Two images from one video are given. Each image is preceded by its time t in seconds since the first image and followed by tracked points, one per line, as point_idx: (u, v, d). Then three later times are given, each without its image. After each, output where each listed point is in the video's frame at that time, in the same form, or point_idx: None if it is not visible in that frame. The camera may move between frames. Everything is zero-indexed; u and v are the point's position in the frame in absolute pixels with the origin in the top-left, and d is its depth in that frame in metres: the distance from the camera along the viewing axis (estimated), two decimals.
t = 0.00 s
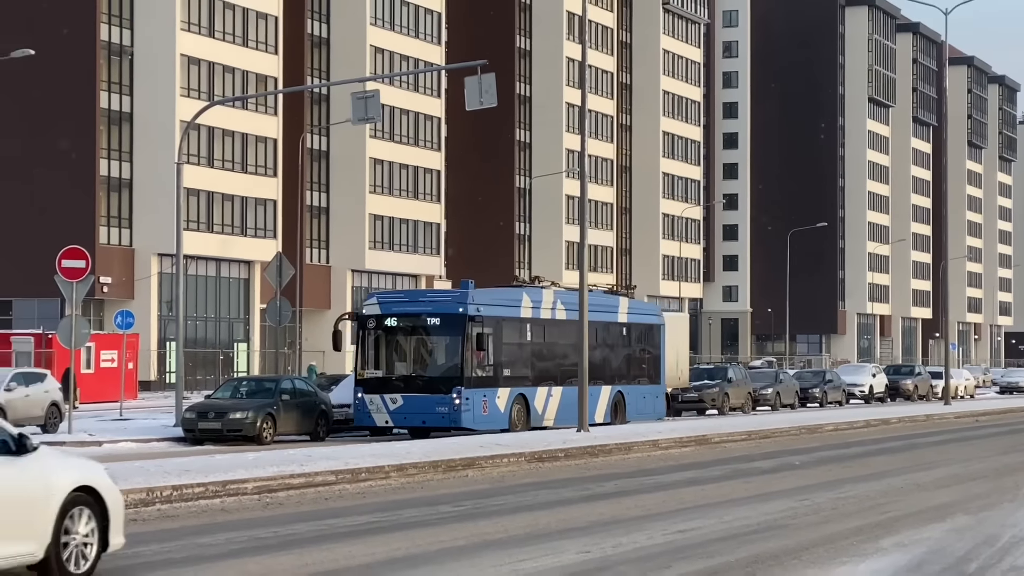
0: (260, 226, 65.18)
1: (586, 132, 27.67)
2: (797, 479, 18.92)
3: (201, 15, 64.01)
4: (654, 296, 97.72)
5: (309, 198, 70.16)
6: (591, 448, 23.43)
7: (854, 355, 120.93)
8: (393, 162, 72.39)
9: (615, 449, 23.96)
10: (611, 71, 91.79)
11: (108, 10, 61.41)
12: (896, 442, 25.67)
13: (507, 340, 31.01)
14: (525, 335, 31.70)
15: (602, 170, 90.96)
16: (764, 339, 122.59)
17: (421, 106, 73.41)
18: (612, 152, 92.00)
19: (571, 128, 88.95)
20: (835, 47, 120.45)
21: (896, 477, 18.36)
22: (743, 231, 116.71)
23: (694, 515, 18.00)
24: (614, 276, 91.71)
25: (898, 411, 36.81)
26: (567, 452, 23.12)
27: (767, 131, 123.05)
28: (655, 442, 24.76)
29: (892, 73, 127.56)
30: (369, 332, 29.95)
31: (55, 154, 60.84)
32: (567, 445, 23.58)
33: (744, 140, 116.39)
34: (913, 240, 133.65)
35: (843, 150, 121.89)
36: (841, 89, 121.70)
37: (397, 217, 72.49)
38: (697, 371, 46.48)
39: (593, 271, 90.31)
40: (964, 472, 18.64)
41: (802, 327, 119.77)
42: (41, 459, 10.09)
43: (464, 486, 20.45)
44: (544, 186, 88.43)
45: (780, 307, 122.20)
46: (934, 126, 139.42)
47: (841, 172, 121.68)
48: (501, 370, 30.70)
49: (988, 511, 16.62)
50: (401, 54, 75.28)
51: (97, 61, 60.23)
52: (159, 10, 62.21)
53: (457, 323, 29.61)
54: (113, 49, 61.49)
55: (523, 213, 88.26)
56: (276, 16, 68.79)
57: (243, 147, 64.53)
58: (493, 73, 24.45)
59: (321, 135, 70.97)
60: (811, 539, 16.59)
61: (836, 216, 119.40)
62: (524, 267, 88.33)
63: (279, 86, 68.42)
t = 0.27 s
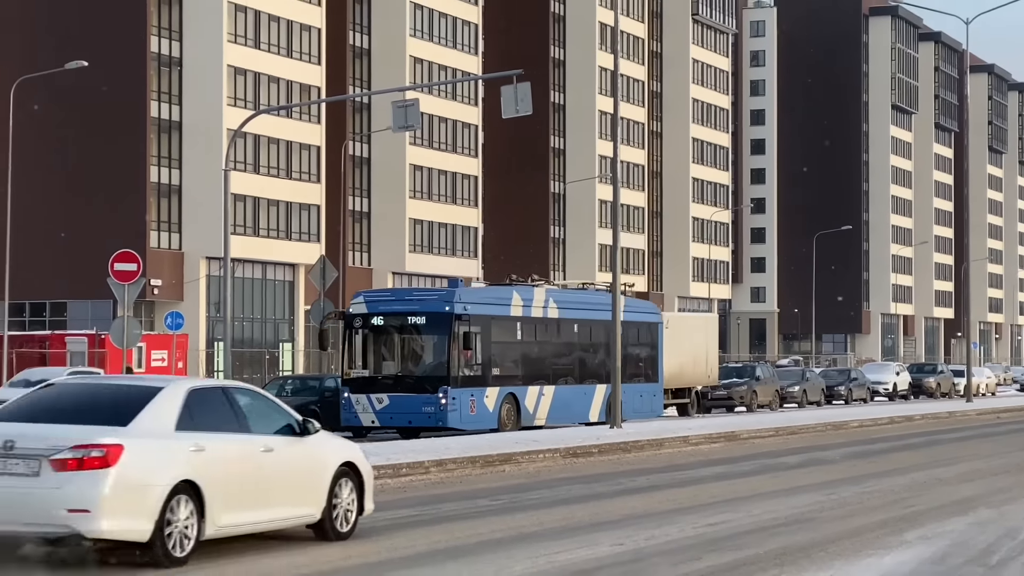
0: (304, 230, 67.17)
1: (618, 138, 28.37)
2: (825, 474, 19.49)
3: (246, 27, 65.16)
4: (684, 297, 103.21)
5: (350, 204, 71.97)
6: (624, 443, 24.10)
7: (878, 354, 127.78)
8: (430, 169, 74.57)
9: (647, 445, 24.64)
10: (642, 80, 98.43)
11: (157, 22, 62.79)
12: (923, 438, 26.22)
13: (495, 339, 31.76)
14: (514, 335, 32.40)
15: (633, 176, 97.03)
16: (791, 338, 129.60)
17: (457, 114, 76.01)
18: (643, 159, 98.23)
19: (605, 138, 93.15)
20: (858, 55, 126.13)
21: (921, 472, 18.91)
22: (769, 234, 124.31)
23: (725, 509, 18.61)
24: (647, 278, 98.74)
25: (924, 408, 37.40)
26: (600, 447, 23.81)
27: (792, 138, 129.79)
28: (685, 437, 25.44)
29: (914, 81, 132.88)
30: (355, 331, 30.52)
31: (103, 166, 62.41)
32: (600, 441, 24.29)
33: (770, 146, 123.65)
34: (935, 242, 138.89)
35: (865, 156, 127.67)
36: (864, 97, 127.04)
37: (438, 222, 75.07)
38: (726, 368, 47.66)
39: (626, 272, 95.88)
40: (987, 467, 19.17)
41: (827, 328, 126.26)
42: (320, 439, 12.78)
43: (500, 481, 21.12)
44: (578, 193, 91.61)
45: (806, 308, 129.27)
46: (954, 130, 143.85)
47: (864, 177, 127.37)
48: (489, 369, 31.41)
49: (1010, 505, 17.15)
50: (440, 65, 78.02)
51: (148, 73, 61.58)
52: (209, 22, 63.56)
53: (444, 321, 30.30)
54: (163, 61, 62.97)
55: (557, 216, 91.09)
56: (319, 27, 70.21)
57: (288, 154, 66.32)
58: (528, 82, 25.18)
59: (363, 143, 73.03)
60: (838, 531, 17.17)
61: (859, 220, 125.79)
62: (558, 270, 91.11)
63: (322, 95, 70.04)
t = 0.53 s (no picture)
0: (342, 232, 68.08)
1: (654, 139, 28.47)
2: (859, 473, 19.70)
3: (287, 32, 65.91)
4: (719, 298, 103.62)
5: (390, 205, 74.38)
6: (659, 442, 24.36)
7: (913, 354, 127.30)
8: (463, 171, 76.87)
9: (682, 444, 24.89)
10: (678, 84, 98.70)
11: (200, 29, 63.69)
12: (957, 437, 26.34)
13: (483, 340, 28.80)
14: (504, 334, 29.58)
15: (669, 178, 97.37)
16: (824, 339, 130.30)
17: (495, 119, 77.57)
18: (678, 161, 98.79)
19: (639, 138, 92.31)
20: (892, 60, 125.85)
21: (955, 471, 19.10)
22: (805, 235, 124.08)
23: (760, 507, 18.85)
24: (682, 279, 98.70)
25: (959, 408, 37.34)
26: (637, 446, 24.08)
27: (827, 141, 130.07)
28: (720, 436, 25.67)
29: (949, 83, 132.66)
30: (338, 333, 27.02)
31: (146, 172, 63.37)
32: (636, 441, 24.58)
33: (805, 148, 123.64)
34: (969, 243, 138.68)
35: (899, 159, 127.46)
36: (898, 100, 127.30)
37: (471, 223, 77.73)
38: (761, 368, 47.80)
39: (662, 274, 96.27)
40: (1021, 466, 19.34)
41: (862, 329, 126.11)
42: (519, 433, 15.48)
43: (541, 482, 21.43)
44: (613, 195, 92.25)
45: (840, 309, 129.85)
46: (987, 132, 143.96)
47: (898, 179, 127.45)
48: (477, 370, 28.45)
49: None
50: (476, 69, 78.61)
51: (191, 79, 62.49)
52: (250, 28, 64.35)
53: (427, 322, 27.07)
54: (207, 66, 63.86)
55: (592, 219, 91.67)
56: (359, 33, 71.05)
57: (328, 158, 67.50)
58: (564, 85, 25.46)
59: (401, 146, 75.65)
60: (872, 529, 17.38)
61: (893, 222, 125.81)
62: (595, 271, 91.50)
63: (361, 100, 70.72)
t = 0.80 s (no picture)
0: (385, 235, 69.35)
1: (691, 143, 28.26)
2: (895, 472, 19.91)
3: (329, 40, 66.46)
4: (755, 299, 104.06)
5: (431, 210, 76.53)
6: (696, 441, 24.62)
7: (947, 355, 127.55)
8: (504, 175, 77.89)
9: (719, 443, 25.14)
10: (713, 88, 99.06)
11: (246, 36, 64.47)
12: (992, 436, 26.49)
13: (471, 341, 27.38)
14: (492, 335, 27.94)
15: (702, 180, 96.98)
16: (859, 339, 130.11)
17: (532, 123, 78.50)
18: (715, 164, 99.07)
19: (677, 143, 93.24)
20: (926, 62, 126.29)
21: (991, 470, 19.29)
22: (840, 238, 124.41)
23: (796, 506, 19.11)
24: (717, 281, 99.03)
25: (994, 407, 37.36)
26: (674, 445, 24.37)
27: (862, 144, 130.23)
28: (756, 436, 25.92)
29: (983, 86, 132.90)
30: (320, 332, 26.42)
31: (192, 178, 64.27)
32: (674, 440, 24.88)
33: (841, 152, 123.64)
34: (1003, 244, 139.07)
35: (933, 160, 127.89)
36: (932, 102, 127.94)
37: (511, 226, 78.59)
38: (796, 368, 47.87)
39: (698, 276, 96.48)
40: None
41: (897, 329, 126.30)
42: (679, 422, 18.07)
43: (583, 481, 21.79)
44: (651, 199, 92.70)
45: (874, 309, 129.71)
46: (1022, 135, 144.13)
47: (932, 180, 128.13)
48: (464, 372, 27.09)
49: None
50: (515, 74, 78.90)
51: (237, 86, 63.31)
52: (294, 36, 65.13)
53: (410, 321, 26.04)
54: (251, 73, 64.55)
55: (630, 222, 92.39)
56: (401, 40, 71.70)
57: (370, 162, 68.61)
58: (603, 90, 25.70)
59: (443, 151, 77.19)
60: (909, 527, 17.60)
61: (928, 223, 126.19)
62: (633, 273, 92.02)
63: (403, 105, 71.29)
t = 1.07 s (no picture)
0: (429, 238, 70.33)
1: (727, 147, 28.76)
2: (930, 472, 20.20)
3: (372, 45, 67.12)
4: (793, 300, 104.44)
5: (473, 212, 77.10)
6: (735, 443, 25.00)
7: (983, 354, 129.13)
8: (547, 179, 78.85)
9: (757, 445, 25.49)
10: (751, 92, 99.01)
11: (291, 44, 65.29)
12: None
13: (456, 339, 27.11)
14: (479, 333, 27.91)
15: (741, 183, 97.68)
16: (896, 338, 134.28)
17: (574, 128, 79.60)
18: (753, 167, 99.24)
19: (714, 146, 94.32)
20: (958, 66, 128.86)
21: None
22: (875, 239, 128.39)
23: (834, 502, 19.45)
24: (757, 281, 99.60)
25: None
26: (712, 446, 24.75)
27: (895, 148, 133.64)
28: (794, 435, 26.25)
29: (1016, 89, 134.79)
30: (300, 332, 25.84)
31: (237, 182, 65.07)
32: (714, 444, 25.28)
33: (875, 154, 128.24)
34: None
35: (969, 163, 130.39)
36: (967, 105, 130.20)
37: (553, 228, 79.52)
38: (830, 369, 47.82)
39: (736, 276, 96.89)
40: None
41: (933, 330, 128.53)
42: (809, 415, 20.95)
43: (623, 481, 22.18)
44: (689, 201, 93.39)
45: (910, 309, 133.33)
46: None
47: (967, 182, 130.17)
48: (449, 371, 26.80)
49: None
50: (556, 79, 79.47)
51: (283, 91, 64.06)
52: (339, 43, 65.83)
53: (391, 321, 25.50)
54: (297, 79, 65.34)
55: (670, 225, 93.18)
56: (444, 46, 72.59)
57: (414, 166, 69.34)
58: (641, 94, 26.05)
59: (483, 154, 77.80)
60: (946, 524, 17.89)
61: (964, 224, 128.63)
62: (671, 274, 92.90)
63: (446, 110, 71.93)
